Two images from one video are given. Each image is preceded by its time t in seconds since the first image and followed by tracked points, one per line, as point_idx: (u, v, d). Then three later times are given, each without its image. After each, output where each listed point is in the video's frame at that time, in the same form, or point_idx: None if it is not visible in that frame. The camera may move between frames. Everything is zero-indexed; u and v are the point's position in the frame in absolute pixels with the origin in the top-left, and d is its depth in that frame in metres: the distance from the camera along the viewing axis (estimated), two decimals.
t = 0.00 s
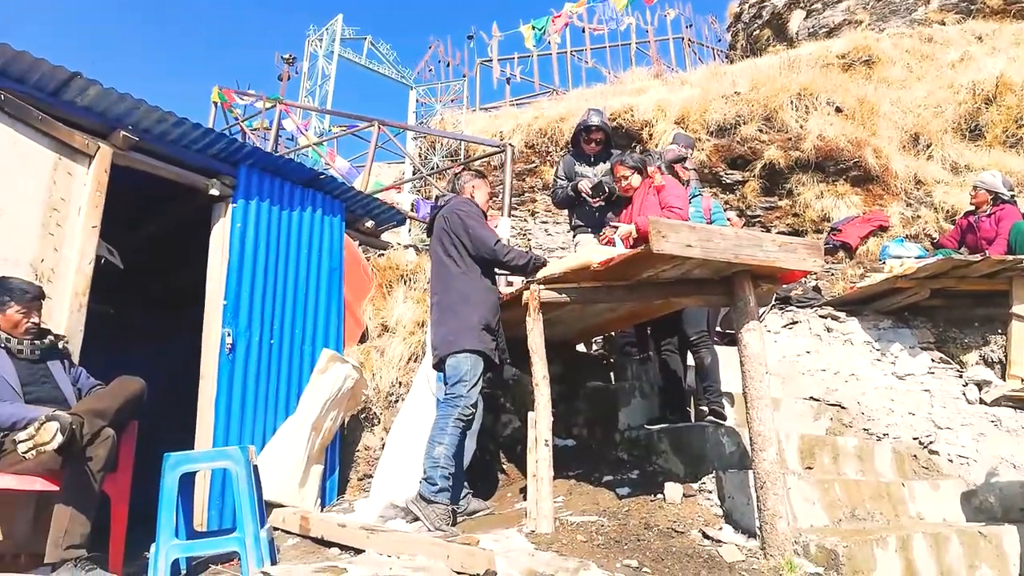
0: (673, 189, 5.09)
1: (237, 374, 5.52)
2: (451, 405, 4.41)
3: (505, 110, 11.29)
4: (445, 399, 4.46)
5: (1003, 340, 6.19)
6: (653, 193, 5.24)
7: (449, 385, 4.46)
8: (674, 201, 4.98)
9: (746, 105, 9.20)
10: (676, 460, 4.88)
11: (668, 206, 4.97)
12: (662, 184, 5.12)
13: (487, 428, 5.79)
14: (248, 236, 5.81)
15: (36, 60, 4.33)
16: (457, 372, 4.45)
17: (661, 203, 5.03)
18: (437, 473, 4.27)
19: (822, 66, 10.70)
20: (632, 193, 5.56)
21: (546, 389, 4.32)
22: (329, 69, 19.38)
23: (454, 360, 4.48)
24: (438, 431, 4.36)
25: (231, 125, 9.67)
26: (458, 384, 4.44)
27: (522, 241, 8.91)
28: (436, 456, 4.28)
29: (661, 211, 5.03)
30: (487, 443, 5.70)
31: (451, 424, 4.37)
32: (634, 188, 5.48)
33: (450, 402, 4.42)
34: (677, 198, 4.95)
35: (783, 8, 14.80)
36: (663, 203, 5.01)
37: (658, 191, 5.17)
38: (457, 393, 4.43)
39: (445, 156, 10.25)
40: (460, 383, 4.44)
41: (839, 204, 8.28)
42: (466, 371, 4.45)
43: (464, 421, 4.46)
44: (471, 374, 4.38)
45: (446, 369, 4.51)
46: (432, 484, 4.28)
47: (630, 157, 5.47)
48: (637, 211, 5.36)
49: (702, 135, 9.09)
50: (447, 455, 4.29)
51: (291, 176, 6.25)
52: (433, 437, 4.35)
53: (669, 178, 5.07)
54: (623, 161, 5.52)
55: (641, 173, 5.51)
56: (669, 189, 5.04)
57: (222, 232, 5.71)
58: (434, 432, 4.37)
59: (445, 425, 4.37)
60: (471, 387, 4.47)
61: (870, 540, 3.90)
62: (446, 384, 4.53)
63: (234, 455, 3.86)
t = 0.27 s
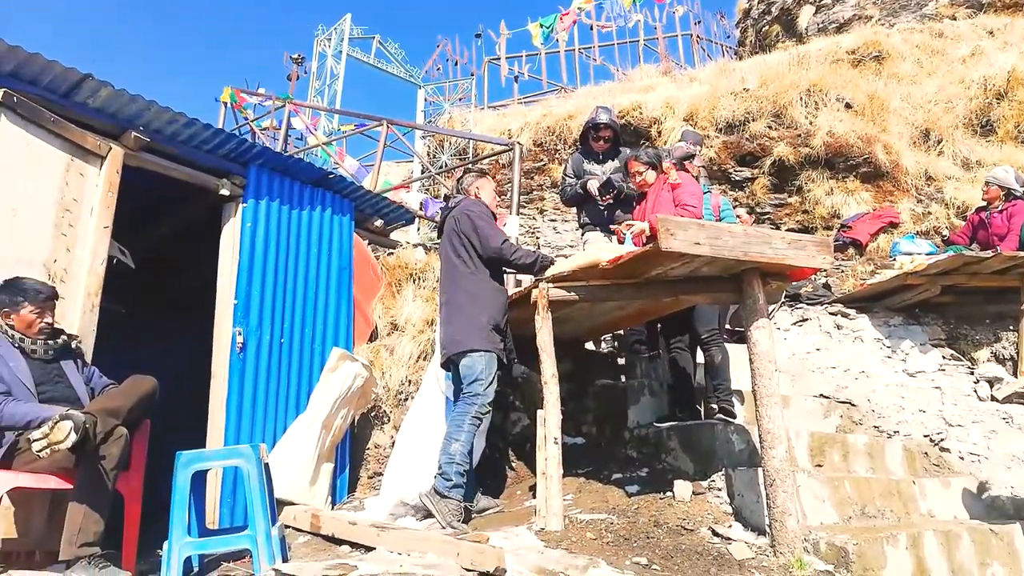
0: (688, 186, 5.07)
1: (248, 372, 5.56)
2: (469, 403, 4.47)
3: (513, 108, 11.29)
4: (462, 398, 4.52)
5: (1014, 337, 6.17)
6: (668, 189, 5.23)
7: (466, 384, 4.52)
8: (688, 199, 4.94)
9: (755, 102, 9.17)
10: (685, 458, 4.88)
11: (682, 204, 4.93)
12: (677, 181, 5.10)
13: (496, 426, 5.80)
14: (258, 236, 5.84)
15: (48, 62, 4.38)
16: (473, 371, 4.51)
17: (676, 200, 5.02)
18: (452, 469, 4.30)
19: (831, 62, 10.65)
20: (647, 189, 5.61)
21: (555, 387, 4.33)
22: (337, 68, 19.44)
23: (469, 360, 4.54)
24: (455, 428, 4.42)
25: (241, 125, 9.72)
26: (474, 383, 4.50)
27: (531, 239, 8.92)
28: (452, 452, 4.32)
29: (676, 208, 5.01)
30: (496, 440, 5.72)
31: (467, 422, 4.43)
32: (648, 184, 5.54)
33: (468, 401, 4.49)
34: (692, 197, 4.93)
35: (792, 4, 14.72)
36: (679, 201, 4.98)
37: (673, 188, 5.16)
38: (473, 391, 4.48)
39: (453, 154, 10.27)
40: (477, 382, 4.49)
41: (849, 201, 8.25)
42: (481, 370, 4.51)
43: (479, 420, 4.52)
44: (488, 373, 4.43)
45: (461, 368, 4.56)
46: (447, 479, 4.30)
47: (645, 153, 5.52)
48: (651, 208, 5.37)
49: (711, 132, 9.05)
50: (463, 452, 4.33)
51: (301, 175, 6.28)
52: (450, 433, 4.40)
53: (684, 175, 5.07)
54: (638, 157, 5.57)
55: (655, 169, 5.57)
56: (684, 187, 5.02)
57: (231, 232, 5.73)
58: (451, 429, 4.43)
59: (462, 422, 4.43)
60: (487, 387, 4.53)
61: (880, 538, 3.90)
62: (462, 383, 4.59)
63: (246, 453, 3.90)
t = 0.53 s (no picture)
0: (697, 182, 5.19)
1: (253, 370, 5.59)
2: (484, 399, 4.50)
3: (517, 106, 11.29)
4: (478, 393, 4.54)
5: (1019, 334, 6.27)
6: (677, 185, 5.37)
7: (480, 381, 4.53)
8: (696, 196, 5.07)
9: (759, 98, 9.15)
10: (689, 455, 4.89)
11: (691, 201, 5.07)
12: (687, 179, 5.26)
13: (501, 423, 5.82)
14: (263, 234, 5.86)
15: (54, 62, 4.41)
16: (486, 368, 4.53)
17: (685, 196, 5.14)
18: (466, 462, 4.34)
19: (836, 58, 10.61)
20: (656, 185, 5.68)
21: (559, 384, 4.35)
22: (342, 66, 19.46)
23: (480, 356, 4.56)
24: (471, 422, 4.43)
25: (246, 123, 9.76)
26: (489, 379, 4.53)
27: (535, 236, 8.93)
28: (467, 445, 4.35)
29: (684, 204, 5.13)
30: (501, 437, 5.74)
31: (483, 417, 4.45)
32: (658, 179, 5.61)
33: (484, 396, 4.51)
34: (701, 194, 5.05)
35: None
36: (687, 197, 5.11)
37: (683, 184, 5.31)
38: (489, 387, 4.52)
39: (458, 152, 10.29)
40: (492, 378, 4.52)
41: (855, 197, 8.23)
42: (495, 366, 4.54)
43: (492, 416, 4.54)
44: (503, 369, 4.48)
45: (473, 364, 4.57)
46: (460, 471, 4.34)
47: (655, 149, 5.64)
48: (660, 201, 5.47)
49: (716, 129, 9.03)
50: (478, 446, 4.37)
51: (306, 173, 6.31)
52: (466, 427, 4.42)
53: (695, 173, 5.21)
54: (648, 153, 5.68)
55: (665, 164, 5.64)
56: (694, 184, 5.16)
57: (237, 230, 5.75)
58: (466, 424, 4.44)
59: (478, 417, 4.45)
60: (500, 384, 4.57)
61: (884, 534, 3.90)
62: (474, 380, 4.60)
63: (252, 450, 3.95)
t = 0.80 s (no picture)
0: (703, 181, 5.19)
1: (255, 369, 5.59)
2: (487, 401, 4.51)
3: (519, 105, 11.28)
4: (480, 394, 4.54)
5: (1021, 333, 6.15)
6: (681, 183, 5.39)
7: (482, 383, 4.54)
8: (700, 195, 5.04)
9: (761, 97, 9.13)
10: (690, 454, 4.89)
11: (694, 200, 5.04)
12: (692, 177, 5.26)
13: (502, 422, 5.81)
14: (264, 235, 5.87)
15: (55, 62, 4.41)
16: (488, 370, 4.54)
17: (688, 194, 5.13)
18: (467, 463, 4.35)
19: (839, 56, 10.59)
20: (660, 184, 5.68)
21: (560, 384, 4.34)
22: (344, 65, 19.47)
23: (482, 358, 4.56)
24: (473, 424, 4.44)
25: (247, 123, 9.76)
26: (491, 381, 4.53)
27: (537, 236, 8.92)
28: (470, 447, 4.36)
29: (687, 203, 5.11)
30: (502, 437, 5.73)
31: (486, 418, 4.46)
32: (662, 178, 5.60)
33: (486, 398, 4.52)
34: (705, 195, 5.02)
35: None
36: (690, 196, 5.10)
37: (687, 183, 5.32)
38: (492, 389, 4.52)
39: (459, 151, 10.29)
40: (495, 380, 4.52)
41: (857, 196, 8.21)
42: (497, 368, 4.55)
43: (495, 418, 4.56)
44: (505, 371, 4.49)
45: (475, 366, 4.57)
46: (461, 472, 4.36)
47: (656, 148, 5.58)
48: (664, 199, 5.48)
49: (718, 127, 9.00)
50: (480, 447, 4.38)
51: (307, 173, 6.31)
52: (468, 428, 4.43)
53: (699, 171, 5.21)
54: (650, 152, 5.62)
55: (670, 163, 5.60)
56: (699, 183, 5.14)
57: (238, 229, 5.75)
58: (468, 425, 4.45)
59: (480, 419, 4.46)
60: (503, 385, 4.58)
61: (886, 534, 3.89)
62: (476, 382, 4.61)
63: (252, 450, 3.96)
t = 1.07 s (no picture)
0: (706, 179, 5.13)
1: (258, 368, 5.59)
2: (492, 401, 4.50)
3: (522, 103, 11.26)
4: (485, 395, 4.53)
5: None
6: (686, 182, 5.33)
7: (487, 383, 4.52)
8: (704, 194, 5.00)
9: (765, 95, 9.10)
10: (694, 453, 4.88)
11: (698, 199, 5.01)
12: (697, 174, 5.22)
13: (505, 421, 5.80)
14: (268, 234, 5.86)
15: (58, 61, 4.41)
16: (493, 370, 4.53)
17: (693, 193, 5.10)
18: (472, 463, 4.33)
19: (843, 54, 10.55)
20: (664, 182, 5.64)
21: (563, 383, 4.34)
22: (347, 64, 19.47)
23: (487, 358, 4.55)
24: (478, 424, 4.45)
25: (250, 121, 9.75)
26: (496, 381, 4.52)
27: (540, 235, 8.90)
28: (475, 447, 4.35)
29: (692, 202, 5.08)
30: (505, 435, 5.72)
31: (491, 419, 4.46)
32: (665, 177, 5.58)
33: (491, 398, 4.51)
34: (710, 192, 4.99)
35: None
36: (694, 195, 5.07)
37: (691, 181, 5.26)
38: (496, 390, 4.51)
39: (462, 149, 10.27)
40: (499, 381, 4.51)
41: (861, 193, 8.18)
42: (501, 368, 4.54)
43: (499, 418, 4.56)
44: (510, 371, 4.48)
45: (479, 367, 4.56)
46: (466, 472, 4.34)
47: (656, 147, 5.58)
48: (669, 198, 5.43)
49: (721, 125, 8.96)
50: (485, 448, 4.38)
51: (310, 172, 6.30)
52: (473, 429, 4.43)
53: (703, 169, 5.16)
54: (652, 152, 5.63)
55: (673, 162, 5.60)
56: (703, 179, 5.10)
57: (242, 228, 5.75)
58: (473, 426, 4.45)
59: (485, 419, 4.46)
60: (508, 385, 4.57)
61: (891, 533, 3.87)
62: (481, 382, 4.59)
63: (256, 449, 3.95)
